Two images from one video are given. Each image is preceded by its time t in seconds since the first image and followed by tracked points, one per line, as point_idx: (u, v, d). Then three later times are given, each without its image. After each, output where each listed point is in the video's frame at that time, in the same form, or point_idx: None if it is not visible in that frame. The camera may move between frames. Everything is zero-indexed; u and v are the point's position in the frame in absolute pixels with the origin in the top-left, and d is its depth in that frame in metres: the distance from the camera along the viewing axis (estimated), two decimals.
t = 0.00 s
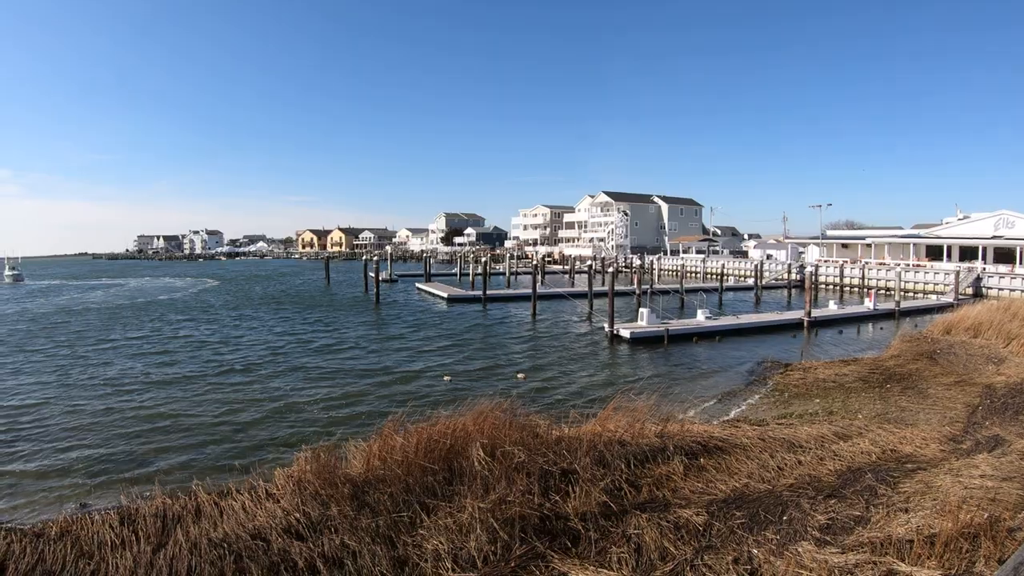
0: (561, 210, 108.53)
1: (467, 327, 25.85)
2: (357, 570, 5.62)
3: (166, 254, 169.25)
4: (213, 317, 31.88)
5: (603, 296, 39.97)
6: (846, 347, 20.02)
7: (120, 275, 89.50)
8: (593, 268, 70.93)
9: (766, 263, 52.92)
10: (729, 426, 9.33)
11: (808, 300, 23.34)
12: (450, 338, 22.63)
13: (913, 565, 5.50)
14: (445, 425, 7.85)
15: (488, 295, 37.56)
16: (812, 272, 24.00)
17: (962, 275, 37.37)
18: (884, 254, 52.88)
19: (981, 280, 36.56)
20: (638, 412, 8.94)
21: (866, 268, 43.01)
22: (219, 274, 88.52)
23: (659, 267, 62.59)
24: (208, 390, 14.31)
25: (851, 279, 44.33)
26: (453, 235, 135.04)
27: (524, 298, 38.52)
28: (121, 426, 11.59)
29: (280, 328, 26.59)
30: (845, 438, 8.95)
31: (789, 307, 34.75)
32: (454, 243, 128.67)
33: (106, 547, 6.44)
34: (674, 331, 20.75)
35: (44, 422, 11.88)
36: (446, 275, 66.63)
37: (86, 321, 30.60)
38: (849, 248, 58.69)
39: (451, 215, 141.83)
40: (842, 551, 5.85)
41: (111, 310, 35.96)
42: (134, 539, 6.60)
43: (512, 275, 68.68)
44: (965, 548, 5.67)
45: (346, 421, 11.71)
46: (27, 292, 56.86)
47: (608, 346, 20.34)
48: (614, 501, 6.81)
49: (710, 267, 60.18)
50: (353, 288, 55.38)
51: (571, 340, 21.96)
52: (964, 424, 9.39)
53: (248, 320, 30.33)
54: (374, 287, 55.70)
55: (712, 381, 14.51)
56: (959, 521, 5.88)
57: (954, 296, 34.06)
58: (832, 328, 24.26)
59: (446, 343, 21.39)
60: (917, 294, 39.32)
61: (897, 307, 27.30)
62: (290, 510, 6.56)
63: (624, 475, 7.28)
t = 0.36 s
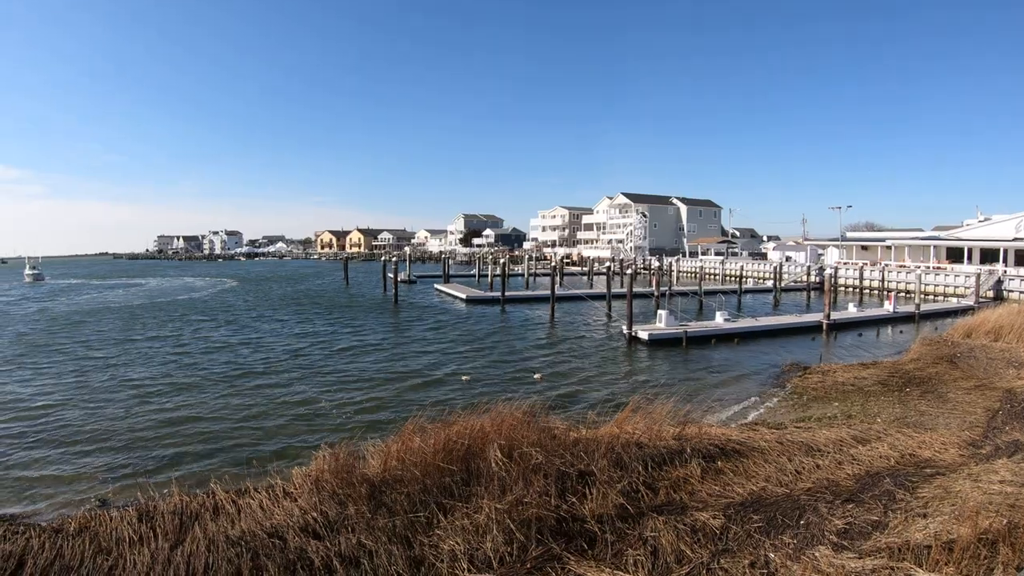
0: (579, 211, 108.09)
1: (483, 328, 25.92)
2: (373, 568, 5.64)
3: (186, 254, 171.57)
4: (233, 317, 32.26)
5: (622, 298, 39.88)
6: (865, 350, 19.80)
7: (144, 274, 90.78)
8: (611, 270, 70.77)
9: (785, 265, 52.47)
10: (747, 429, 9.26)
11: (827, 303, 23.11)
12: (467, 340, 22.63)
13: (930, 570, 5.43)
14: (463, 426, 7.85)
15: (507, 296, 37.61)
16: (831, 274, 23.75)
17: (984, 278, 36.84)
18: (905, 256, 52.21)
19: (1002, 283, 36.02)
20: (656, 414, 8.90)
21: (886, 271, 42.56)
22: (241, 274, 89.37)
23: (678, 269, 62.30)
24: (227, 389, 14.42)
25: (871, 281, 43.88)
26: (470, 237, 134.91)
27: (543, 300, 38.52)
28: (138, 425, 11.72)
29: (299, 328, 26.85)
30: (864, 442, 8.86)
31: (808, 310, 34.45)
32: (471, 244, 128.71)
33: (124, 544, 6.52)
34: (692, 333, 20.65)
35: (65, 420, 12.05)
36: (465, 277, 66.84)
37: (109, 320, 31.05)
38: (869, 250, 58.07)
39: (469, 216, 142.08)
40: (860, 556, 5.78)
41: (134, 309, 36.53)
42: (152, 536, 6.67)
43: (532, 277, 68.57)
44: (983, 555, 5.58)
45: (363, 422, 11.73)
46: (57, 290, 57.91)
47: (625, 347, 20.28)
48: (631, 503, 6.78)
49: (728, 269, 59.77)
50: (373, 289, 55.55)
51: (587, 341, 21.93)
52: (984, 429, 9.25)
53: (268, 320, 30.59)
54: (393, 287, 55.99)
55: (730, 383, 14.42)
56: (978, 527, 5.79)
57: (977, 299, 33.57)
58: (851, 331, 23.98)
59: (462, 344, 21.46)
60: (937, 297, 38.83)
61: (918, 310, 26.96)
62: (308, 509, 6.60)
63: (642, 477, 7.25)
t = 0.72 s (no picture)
0: (608, 212, 107.26)
1: (510, 329, 26.04)
2: (400, 568, 5.67)
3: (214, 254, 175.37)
4: (264, 317, 32.88)
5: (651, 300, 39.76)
6: (896, 353, 19.47)
7: (177, 274, 92.97)
8: (640, 271, 70.58)
9: (815, 267, 51.76)
10: (776, 433, 9.17)
11: (858, 305, 22.76)
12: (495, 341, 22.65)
13: None
14: (491, 427, 7.85)
15: (536, 297, 37.73)
16: (862, 277, 23.38)
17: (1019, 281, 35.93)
18: (937, 258, 51.11)
19: None
20: (684, 416, 8.84)
21: (917, 273, 41.83)
22: (276, 275, 90.76)
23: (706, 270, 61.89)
24: (255, 389, 14.59)
25: (903, 284, 43.12)
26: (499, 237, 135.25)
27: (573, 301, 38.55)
28: (167, 422, 11.96)
29: (328, 328, 27.27)
30: (895, 446, 8.71)
31: (840, 312, 33.93)
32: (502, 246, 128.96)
33: (153, 539, 6.64)
34: (721, 335, 20.48)
35: (97, 417, 12.30)
36: (494, 278, 67.36)
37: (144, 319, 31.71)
38: (900, 252, 57.02)
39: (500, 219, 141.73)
40: (889, 564, 5.68)
41: (169, 309, 37.52)
42: (180, 532, 6.77)
43: (561, 279, 68.52)
44: (1015, 563, 5.44)
45: (389, 422, 11.77)
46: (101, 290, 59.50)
47: (655, 349, 20.15)
48: (659, 507, 6.73)
49: (758, 271, 59.13)
50: (403, 289, 56.08)
51: (615, 343, 21.89)
52: (1018, 435, 9.04)
53: (299, 321, 30.94)
54: (423, 288, 56.44)
55: (758, 386, 14.29)
56: (1010, 535, 5.65)
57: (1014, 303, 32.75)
58: (881, 334, 23.59)
59: (487, 345, 21.59)
60: (969, 300, 38.02)
61: (949, 313, 26.49)
62: (335, 507, 6.65)
63: (670, 480, 7.19)
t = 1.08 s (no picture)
0: (645, 212, 105.84)
1: (544, 330, 26.17)
2: (435, 567, 5.71)
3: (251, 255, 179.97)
4: (302, 317, 33.64)
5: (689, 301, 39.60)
6: (937, 356, 19.07)
7: (217, 275, 95.48)
8: (678, 272, 70.23)
9: (855, 267, 50.85)
10: (814, 436, 9.05)
11: (898, 307, 22.30)
12: (528, 342, 22.66)
13: None
14: (526, 427, 7.87)
15: (573, 298, 37.86)
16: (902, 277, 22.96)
17: None
18: (979, 258, 49.79)
19: None
20: (721, 419, 8.76)
21: (959, 274, 40.92)
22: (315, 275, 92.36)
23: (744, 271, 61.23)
24: (290, 388, 14.80)
25: (944, 284, 42.23)
26: (537, 237, 135.30)
27: (610, 301, 38.58)
28: (204, 420, 12.28)
29: (365, 328, 27.76)
30: (935, 451, 8.53)
31: (880, 313, 33.35)
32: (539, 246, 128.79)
33: (190, 534, 6.79)
34: (758, 337, 20.25)
35: (137, 415, 12.63)
36: (531, 278, 67.87)
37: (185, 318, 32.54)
38: (940, 252, 55.74)
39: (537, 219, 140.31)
40: (927, 571, 5.55)
41: (212, 309, 38.67)
42: (217, 528, 6.90)
43: (598, 279, 68.40)
44: None
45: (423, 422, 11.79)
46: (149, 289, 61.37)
47: (693, 351, 20.04)
48: (695, 510, 6.68)
49: (796, 272, 58.25)
50: (442, 290, 56.66)
51: (650, 344, 21.84)
52: None
53: (336, 321, 31.34)
54: (460, 288, 56.98)
55: (795, 389, 14.12)
56: None
57: None
58: (921, 336, 23.05)
59: (520, 345, 21.75)
60: (1010, 301, 37.13)
61: (992, 315, 25.78)
62: (371, 505, 6.72)
63: (706, 483, 7.14)
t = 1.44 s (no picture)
0: (682, 212, 104.07)
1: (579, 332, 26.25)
2: (471, 567, 5.75)
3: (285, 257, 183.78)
4: (340, 319, 34.27)
5: (727, 303, 39.21)
6: (981, 359, 18.64)
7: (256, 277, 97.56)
8: (716, 273, 69.40)
9: (896, 269, 49.65)
10: (853, 441, 8.94)
11: (939, 309, 21.88)
12: (562, 344, 22.75)
13: None
14: (563, 429, 7.90)
15: (610, 301, 37.79)
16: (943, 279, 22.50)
17: None
18: None
19: None
20: (759, 422, 8.71)
21: (1003, 275, 39.83)
22: (356, 278, 93.59)
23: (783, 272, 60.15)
24: (325, 390, 15.00)
25: (986, 285, 41.20)
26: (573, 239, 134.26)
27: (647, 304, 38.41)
28: (241, 420, 12.59)
29: (401, 330, 28.17)
30: (976, 457, 8.34)
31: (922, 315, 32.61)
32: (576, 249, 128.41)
33: (228, 530, 6.94)
34: (798, 340, 19.99)
35: (176, 415, 12.97)
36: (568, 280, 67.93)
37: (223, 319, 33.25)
38: (983, 253, 54.22)
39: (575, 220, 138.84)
40: None
41: (251, 310, 39.71)
42: (255, 524, 7.04)
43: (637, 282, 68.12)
44: None
45: (460, 426, 11.82)
46: (193, 290, 62.82)
47: (732, 353, 19.99)
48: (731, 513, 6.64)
49: (837, 273, 57.02)
50: (480, 292, 56.90)
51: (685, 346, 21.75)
52: None
53: (374, 323, 31.62)
54: (497, 291, 57.21)
55: (834, 393, 13.94)
56: None
57: None
58: (963, 339, 22.61)
59: (553, 348, 21.86)
60: None
61: None
62: (408, 505, 6.80)
63: (743, 487, 7.09)
